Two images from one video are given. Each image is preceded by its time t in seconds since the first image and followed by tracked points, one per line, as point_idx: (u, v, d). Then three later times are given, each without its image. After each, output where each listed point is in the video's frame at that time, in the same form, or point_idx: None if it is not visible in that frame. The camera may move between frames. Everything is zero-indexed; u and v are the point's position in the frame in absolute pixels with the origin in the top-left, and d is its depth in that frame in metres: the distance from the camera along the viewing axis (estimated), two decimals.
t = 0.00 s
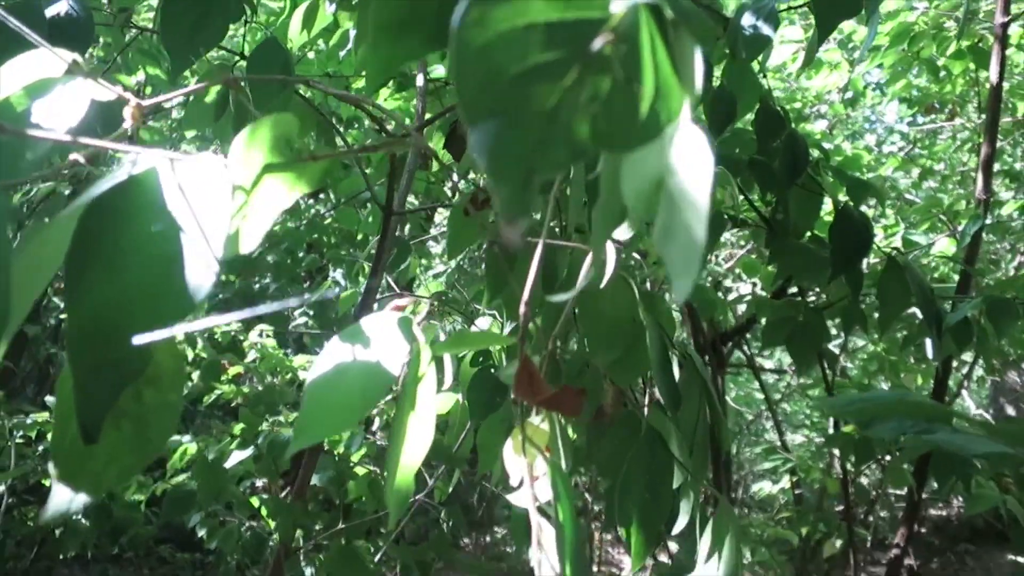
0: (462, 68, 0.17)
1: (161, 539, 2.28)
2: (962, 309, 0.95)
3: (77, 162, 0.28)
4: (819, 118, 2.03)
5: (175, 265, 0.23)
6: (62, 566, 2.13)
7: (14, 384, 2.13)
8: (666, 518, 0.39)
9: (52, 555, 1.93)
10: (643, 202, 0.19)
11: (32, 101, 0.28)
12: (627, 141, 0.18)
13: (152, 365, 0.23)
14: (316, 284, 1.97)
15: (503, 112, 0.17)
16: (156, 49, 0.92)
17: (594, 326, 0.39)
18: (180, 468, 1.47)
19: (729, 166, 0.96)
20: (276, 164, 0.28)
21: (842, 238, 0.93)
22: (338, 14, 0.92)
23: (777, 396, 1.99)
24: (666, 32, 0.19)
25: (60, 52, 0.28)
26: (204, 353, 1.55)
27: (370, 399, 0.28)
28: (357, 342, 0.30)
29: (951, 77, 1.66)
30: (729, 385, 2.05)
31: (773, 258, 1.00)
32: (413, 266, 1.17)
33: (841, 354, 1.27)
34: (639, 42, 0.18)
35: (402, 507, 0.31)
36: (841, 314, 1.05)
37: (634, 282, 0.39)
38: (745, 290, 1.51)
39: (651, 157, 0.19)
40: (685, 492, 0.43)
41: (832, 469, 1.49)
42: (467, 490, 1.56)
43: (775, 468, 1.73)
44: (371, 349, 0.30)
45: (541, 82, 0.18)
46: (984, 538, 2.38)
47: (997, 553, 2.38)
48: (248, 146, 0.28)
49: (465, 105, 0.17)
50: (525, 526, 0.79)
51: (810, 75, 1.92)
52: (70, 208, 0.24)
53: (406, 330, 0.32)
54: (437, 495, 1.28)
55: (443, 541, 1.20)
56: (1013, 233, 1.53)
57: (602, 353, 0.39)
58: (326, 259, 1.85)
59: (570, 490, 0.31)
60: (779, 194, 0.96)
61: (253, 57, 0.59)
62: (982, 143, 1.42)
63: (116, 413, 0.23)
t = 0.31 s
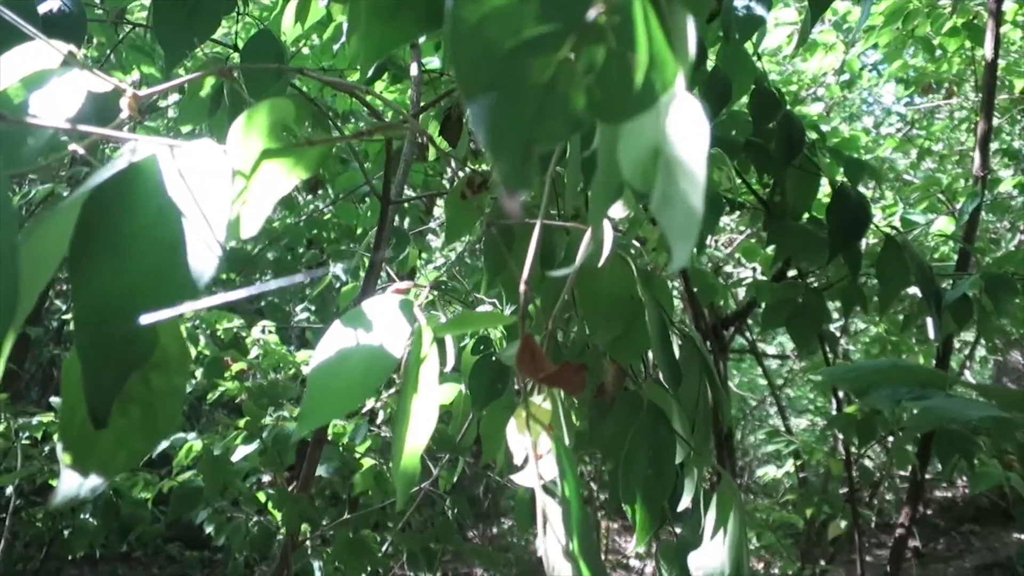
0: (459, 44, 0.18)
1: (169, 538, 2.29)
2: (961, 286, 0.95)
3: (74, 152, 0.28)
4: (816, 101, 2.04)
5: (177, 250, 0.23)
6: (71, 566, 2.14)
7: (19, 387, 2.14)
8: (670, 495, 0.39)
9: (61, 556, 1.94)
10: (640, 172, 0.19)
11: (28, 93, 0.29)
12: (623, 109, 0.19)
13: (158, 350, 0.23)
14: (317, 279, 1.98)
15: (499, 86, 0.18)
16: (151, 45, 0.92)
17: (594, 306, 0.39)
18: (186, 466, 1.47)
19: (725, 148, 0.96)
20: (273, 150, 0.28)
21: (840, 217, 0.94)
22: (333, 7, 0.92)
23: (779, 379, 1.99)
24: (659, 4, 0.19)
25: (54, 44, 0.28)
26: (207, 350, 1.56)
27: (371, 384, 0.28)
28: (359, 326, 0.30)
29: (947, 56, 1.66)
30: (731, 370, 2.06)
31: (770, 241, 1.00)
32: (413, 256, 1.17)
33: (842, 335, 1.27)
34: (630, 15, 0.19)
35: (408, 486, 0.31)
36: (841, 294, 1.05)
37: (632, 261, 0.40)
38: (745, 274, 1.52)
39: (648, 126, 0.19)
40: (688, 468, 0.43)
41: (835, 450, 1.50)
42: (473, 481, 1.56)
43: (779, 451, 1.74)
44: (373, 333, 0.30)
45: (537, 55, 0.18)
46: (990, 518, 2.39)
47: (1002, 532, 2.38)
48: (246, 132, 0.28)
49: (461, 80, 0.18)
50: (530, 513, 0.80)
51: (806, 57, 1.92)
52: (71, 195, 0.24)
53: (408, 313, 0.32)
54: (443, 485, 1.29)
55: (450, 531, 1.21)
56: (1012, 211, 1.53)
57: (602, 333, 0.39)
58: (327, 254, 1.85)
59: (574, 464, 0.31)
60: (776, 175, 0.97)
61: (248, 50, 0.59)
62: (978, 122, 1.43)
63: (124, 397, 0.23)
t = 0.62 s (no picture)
0: (460, 30, 0.19)
1: (170, 540, 2.29)
2: (961, 283, 0.95)
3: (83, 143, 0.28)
4: (816, 102, 2.04)
5: (183, 237, 0.24)
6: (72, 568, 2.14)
7: (20, 388, 2.14)
8: (670, 485, 0.40)
9: (62, 557, 1.94)
10: (637, 155, 0.19)
11: (36, 84, 0.29)
12: (621, 90, 0.19)
13: (165, 337, 0.24)
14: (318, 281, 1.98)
15: (499, 68, 0.19)
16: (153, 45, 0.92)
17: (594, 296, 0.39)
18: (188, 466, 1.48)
19: (724, 146, 0.97)
20: (279, 140, 0.29)
21: (841, 215, 0.94)
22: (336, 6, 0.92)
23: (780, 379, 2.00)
24: None
25: (61, 36, 0.29)
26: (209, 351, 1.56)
27: (374, 371, 0.29)
28: (362, 314, 0.31)
29: (946, 57, 1.67)
30: (732, 371, 2.06)
31: (770, 239, 1.00)
32: (415, 255, 1.17)
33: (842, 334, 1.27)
34: None
35: (411, 475, 0.31)
36: (841, 292, 1.05)
37: (632, 253, 0.40)
38: (745, 274, 1.52)
39: (646, 106, 0.19)
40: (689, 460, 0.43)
41: (836, 449, 1.50)
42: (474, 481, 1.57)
43: (780, 451, 1.74)
44: (376, 321, 0.30)
45: (537, 38, 0.19)
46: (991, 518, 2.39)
47: (1003, 532, 2.39)
48: (250, 121, 0.28)
49: (464, 63, 0.19)
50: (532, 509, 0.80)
51: (805, 58, 1.92)
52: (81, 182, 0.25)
53: (410, 302, 0.32)
54: (444, 484, 1.29)
55: (451, 530, 1.21)
56: (1011, 210, 1.53)
57: (603, 325, 0.39)
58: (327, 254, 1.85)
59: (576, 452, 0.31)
60: (775, 173, 0.97)
61: (250, 45, 0.59)
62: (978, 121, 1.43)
63: (131, 381, 0.23)
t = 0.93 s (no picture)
0: (474, 22, 0.20)
1: (175, 540, 2.29)
2: (963, 277, 0.96)
3: (101, 135, 0.29)
4: (817, 99, 2.05)
5: (203, 225, 0.24)
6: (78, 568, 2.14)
7: (25, 389, 2.15)
8: (676, 470, 0.40)
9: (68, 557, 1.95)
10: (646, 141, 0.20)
11: (54, 78, 0.30)
12: (631, 78, 0.20)
13: (185, 321, 0.24)
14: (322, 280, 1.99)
15: (511, 59, 0.20)
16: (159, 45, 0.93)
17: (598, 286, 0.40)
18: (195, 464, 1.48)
19: (726, 142, 0.97)
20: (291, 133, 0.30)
21: (842, 210, 0.94)
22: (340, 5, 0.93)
23: (783, 375, 2.00)
24: None
25: (79, 31, 0.30)
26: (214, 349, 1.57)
27: (387, 360, 0.29)
28: (374, 304, 0.31)
29: (947, 53, 1.68)
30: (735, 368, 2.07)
31: (772, 233, 1.01)
32: (419, 253, 1.18)
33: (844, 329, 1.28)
34: None
35: (423, 460, 0.32)
36: (843, 287, 1.06)
37: (637, 243, 0.41)
38: (747, 270, 1.53)
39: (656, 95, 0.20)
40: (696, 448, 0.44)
41: (839, 443, 1.51)
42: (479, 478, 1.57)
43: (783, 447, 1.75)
44: (388, 310, 0.31)
45: (548, 28, 0.20)
46: (995, 515, 2.39)
47: (1008, 529, 2.39)
48: (263, 115, 0.29)
49: (478, 55, 0.20)
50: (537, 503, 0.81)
51: (806, 55, 1.93)
52: (103, 174, 0.25)
53: (420, 290, 0.33)
54: (449, 481, 1.30)
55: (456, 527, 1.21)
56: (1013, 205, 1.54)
57: (608, 313, 0.40)
58: (331, 254, 1.86)
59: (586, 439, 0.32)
60: (777, 168, 0.98)
61: (258, 43, 0.60)
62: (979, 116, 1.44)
63: (154, 364, 0.24)
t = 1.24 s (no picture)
0: None
1: (185, 539, 2.30)
2: (969, 263, 0.96)
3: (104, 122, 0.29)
4: (821, 90, 2.04)
5: (207, 205, 0.25)
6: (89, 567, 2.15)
7: (34, 388, 2.17)
8: (681, 452, 0.40)
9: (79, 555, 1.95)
10: (643, 115, 0.20)
11: (58, 66, 0.30)
12: (626, 50, 0.21)
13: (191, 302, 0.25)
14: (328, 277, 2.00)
15: (509, 28, 0.20)
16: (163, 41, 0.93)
17: (602, 268, 0.40)
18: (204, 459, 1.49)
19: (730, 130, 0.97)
20: (293, 115, 0.30)
21: (847, 198, 0.94)
22: None
23: (790, 368, 2.00)
24: None
25: (81, 20, 0.30)
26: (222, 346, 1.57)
27: (390, 341, 0.29)
28: (377, 286, 0.31)
29: (952, 41, 1.67)
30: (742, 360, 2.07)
31: (777, 223, 1.01)
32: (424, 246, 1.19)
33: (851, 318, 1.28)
34: None
35: (428, 441, 0.32)
36: (849, 276, 1.06)
37: (639, 225, 0.41)
38: (753, 261, 1.53)
39: (651, 69, 0.20)
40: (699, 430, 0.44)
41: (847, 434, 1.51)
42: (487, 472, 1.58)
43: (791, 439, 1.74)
44: (391, 292, 0.31)
45: None
46: (1005, 506, 2.39)
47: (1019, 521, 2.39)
48: (264, 97, 0.29)
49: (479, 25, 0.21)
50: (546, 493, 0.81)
51: (810, 45, 1.93)
52: (106, 157, 0.26)
53: (423, 271, 0.33)
54: (457, 474, 1.30)
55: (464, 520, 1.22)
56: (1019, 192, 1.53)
57: (612, 296, 0.40)
58: (337, 250, 1.87)
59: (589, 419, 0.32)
60: (780, 156, 0.98)
61: (261, 34, 0.60)
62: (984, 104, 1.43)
63: (159, 344, 0.24)
